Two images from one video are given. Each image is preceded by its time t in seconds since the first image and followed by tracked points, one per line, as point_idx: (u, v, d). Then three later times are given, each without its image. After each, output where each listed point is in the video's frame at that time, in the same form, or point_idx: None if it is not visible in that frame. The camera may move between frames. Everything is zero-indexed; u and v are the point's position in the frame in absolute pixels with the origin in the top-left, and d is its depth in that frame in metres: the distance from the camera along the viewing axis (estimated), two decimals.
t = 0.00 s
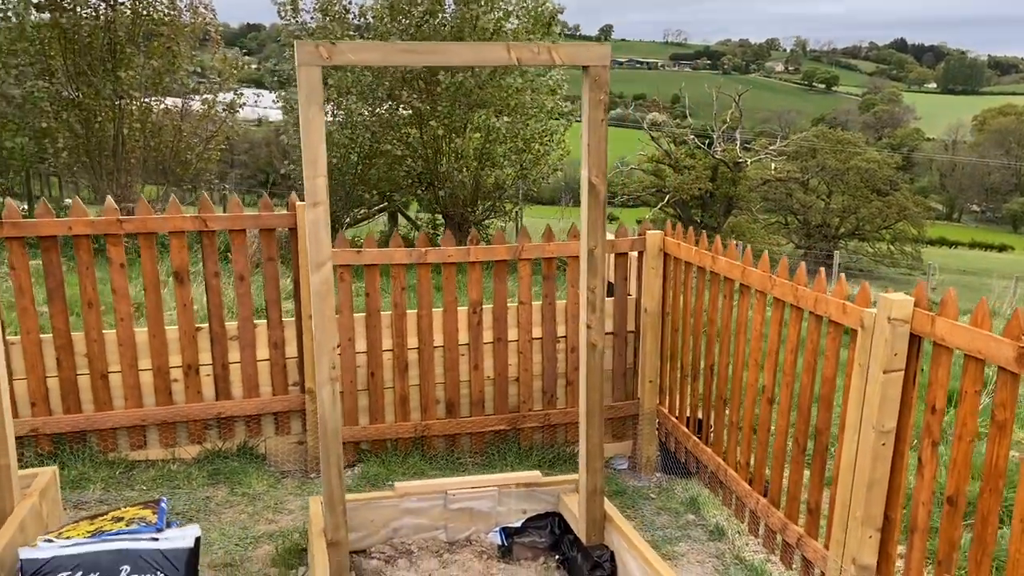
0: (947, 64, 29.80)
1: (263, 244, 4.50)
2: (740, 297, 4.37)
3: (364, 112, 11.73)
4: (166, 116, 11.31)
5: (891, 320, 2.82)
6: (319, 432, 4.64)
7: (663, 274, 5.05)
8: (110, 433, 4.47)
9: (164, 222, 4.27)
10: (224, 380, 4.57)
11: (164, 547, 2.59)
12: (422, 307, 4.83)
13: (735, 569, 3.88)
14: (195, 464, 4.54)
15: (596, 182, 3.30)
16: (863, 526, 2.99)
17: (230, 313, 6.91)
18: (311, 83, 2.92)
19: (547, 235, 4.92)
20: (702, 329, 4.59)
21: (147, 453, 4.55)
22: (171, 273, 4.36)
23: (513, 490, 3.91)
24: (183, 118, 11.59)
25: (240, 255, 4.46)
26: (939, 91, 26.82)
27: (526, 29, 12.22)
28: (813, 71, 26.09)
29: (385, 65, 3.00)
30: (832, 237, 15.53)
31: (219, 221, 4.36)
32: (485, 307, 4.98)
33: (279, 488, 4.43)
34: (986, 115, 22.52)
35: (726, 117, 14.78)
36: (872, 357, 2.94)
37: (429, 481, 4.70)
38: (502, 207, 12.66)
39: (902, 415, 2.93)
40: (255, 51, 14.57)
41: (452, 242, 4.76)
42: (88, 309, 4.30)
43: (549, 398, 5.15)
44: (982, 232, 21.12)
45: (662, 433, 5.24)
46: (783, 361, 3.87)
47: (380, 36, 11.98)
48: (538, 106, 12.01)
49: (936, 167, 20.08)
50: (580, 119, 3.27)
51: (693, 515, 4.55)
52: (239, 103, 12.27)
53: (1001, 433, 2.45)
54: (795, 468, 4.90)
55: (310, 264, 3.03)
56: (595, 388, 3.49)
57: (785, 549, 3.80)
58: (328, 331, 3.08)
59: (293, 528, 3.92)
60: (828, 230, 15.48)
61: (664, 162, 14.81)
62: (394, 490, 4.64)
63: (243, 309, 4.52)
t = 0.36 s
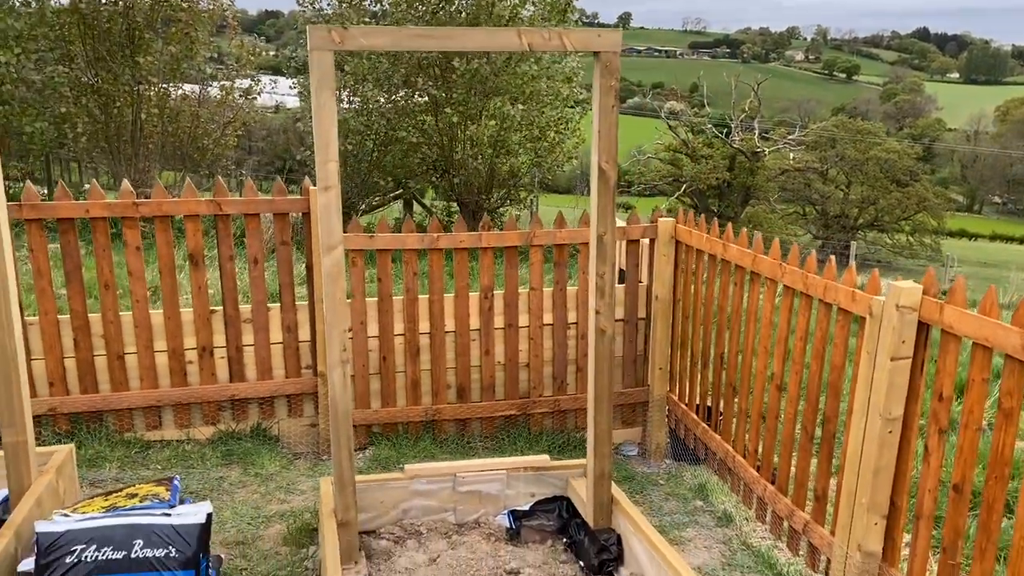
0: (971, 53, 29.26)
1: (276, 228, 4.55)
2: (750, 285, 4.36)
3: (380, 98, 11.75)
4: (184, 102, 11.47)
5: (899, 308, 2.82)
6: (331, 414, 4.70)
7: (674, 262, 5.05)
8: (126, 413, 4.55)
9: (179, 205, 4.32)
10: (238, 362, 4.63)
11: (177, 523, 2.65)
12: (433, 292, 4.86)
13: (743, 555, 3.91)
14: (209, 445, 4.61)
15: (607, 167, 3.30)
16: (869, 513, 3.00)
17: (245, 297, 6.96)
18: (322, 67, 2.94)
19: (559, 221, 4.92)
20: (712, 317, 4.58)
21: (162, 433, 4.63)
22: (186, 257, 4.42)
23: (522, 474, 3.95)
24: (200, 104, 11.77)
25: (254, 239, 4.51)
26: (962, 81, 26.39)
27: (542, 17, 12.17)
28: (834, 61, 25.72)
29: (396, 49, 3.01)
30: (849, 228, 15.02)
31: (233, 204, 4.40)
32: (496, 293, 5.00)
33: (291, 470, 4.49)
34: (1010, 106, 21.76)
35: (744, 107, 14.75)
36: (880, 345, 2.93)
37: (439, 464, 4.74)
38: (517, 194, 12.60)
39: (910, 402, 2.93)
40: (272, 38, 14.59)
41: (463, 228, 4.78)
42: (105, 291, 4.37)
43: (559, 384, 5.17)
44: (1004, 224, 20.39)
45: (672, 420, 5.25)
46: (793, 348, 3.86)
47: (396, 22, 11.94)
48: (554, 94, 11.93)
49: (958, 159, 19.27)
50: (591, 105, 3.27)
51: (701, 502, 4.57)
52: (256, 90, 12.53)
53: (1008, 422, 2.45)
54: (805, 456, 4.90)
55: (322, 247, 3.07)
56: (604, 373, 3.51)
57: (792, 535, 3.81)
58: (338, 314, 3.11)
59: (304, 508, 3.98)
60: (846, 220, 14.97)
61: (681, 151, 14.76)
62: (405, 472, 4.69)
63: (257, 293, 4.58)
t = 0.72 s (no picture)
0: (977, 31, 28.92)
1: (277, 205, 4.55)
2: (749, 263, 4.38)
3: (381, 77, 11.66)
4: (184, 79, 11.42)
5: (897, 283, 2.83)
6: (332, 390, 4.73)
7: (675, 239, 5.05)
8: (129, 389, 4.59)
9: (179, 182, 4.32)
10: (239, 338, 4.66)
11: (179, 494, 2.67)
12: (433, 269, 4.87)
13: (739, 529, 3.96)
14: (211, 420, 4.65)
15: (606, 144, 3.30)
16: (865, 487, 3.03)
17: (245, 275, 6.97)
18: (321, 42, 2.93)
19: (558, 199, 4.92)
20: (712, 295, 4.60)
21: (165, 408, 4.67)
22: (187, 233, 4.43)
23: (520, 449, 3.99)
24: (200, 81, 11.68)
25: (255, 216, 4.51)
26: (967, 59, 26.10)
27: None
28: (839, 39, 25.53)
29: (395, 25, 3.00)
30: (853, 207, 15.02)
31: (233, 181, 4.40)
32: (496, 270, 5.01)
33: (294, 444, 4.53)
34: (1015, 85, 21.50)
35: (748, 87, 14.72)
36: (877, 321, 2.95)
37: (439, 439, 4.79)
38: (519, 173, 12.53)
39: (907, 378, 2.95)
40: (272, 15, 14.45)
41: (463, 205, 4.78)
42: (106, 267, 4.38)
43: (558, 361, 5.20)
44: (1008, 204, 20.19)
45: (671, 397, 5.28)
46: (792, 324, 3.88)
47: None
48: (556, 71, 11.84)
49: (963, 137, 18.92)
50: (591, 80, 3.27)
51: (699, 477, 4.62)
52: (255, 66, 12.28)
53: (1002, 396, 2.47)
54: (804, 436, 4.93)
55: (322, 224, 3.07)
56: (603, 349, 3.53)
57: (789, 509, 3.85)
58: (338, 290, 3.13)
59: (306, 482, 4.03)
60: (849, 199, 14.96)
61: (685, 130, 14.33)
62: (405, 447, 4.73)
63: (258, 269, 4.59)
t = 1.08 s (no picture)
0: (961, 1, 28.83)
1: (262, 174, 4.49)
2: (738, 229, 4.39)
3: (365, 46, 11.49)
4: (163, 50, 11.22)
5: (886, 246, 2.86)
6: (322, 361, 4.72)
7: (663, 207, 5.05)
8: (115, 360, 4.56)
9: (161, 150, 4.25)
10: (227, 309, 4.63)
11: (171, 461, 2.67)
12: (421, 239, 4.85)
13: (727, 492, 4.02)
14: (199, 390, 4.64)
15: (595, 109, 3.28)
16: (852, 448, 3.07)
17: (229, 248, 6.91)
18: (307, 5, 2.87)
19: (546, 167, 4.89)
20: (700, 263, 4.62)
21: (153, 379, 4.65)
22: (170, 202, 4.37)
23: (510, 416, 4.01)
24: (180, 51, 11.48)
25: (239, 185, 4.45)
26: (952, 29, 26.02)
27: None
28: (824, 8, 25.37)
29: None
30: (837, 178, 14.25)
31: (217, 149, 4.34)
32: (484, 240, 4.99)
33: (283, 414, 4.53)
34: (996, 55, 21.62)
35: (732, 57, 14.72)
36: (865, 284, 2.97)
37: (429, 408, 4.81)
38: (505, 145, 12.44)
39: (894, 340, 3.00)
40: None
41: (451, 173, 4.75)
42: (89, 238, 4.33)
43: (547, 330, 5.21)
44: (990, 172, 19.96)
45: (659, 365, 5.31)
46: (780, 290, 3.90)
47: None
48: (541, 41, 11.72)
49: (947, 107, 18.79)
50: (581, 44, 3.22)
51: (687, 443, 4.67)
52: (235, 36, 12.35)
53: (989, 355, 2.52)
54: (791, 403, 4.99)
55: (309, 190, 3.03)
56: (593, 315, 3.54)
57: (775, 472, 3.91)
58: (325, 258, 3.09)
59: (296, 451, 4.03)
60: (834, 170, 14.22)
61: (669, 102, 14.54)
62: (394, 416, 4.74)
63: (244, 239, 4.54)
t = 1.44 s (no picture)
0: None
1: (244, 143, 4.42)
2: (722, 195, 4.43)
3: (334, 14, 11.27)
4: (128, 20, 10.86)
5: (873, 208, 2.92)
6: (310, 332, 4.70)
7: (647, 174, 5.08)
8: (99, 334, 4.50)
9: (141, 120, 4.16)
10: (212, 281, 4.58)
11: (174, 430, 2.66)
12: (408, 208, 4.83)
13: (714, 453, 4.10)
14: (186, 364, 4.60)
15: (586, 75, 3.28)
16: (839, 406, 3.15)
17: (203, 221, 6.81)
18: None
19: (531, 135, 4.88)
20: (684, 228, 4.66)
21: (137, 353, 4.60)
22: (151, 173, 4.29)
23: (502, 382, 4.05)
24: (144, 21, 11.07)
25: (222, 155, 4.38)
26: None
27: None
28: None
29: None
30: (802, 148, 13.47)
31: (198, 118, 4.25)
32: (470, 209, 4.99)
33: (273, 386, 4.52)
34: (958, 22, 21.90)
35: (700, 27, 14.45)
36: (852, 246, 3.04)
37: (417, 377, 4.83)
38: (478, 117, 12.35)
39: (880, 300, 3.07)
40: None
41: (436, 142, 4.71)
42: (69, 211, 4.25)
43: (534, 298, 5.23)
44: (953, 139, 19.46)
45: (643, 331, 5.38)
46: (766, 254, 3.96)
47: None
48: (515, 9, 11.59)
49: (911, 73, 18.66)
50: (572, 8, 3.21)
51: (673, 406, 4.74)
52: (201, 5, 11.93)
53: (975, 313, 2.60)
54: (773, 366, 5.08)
55: (301, 158, 3.00)
56: (584, 281, 3.57)
57: (761, 431, 4.02)
58: (318, 226, 3.07)
59: (288, 422, 4.03)
60: (799, 140, 13.42)
61: (637, 72, 14.56)
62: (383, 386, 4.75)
63: (227, 210, 4.48)
